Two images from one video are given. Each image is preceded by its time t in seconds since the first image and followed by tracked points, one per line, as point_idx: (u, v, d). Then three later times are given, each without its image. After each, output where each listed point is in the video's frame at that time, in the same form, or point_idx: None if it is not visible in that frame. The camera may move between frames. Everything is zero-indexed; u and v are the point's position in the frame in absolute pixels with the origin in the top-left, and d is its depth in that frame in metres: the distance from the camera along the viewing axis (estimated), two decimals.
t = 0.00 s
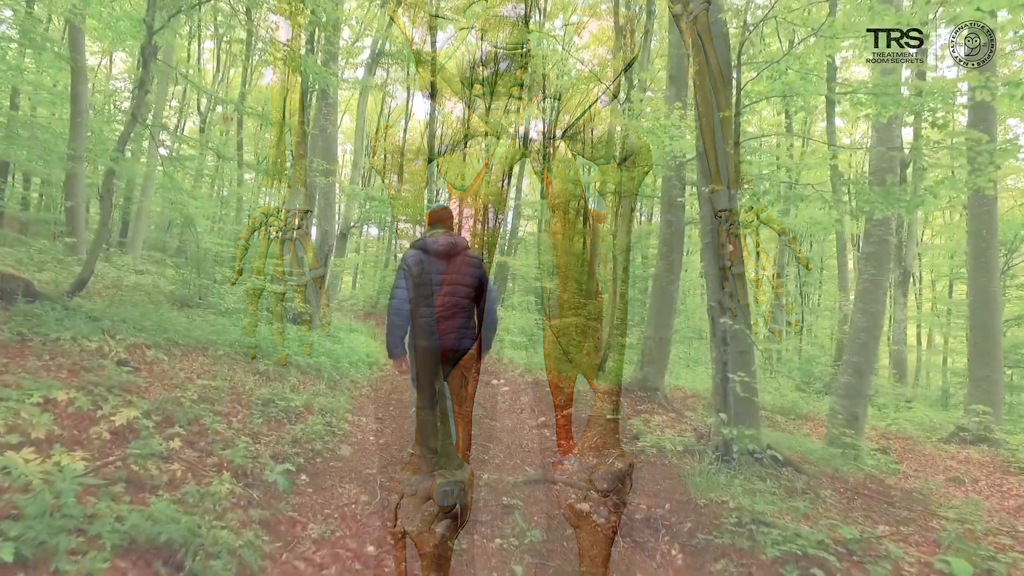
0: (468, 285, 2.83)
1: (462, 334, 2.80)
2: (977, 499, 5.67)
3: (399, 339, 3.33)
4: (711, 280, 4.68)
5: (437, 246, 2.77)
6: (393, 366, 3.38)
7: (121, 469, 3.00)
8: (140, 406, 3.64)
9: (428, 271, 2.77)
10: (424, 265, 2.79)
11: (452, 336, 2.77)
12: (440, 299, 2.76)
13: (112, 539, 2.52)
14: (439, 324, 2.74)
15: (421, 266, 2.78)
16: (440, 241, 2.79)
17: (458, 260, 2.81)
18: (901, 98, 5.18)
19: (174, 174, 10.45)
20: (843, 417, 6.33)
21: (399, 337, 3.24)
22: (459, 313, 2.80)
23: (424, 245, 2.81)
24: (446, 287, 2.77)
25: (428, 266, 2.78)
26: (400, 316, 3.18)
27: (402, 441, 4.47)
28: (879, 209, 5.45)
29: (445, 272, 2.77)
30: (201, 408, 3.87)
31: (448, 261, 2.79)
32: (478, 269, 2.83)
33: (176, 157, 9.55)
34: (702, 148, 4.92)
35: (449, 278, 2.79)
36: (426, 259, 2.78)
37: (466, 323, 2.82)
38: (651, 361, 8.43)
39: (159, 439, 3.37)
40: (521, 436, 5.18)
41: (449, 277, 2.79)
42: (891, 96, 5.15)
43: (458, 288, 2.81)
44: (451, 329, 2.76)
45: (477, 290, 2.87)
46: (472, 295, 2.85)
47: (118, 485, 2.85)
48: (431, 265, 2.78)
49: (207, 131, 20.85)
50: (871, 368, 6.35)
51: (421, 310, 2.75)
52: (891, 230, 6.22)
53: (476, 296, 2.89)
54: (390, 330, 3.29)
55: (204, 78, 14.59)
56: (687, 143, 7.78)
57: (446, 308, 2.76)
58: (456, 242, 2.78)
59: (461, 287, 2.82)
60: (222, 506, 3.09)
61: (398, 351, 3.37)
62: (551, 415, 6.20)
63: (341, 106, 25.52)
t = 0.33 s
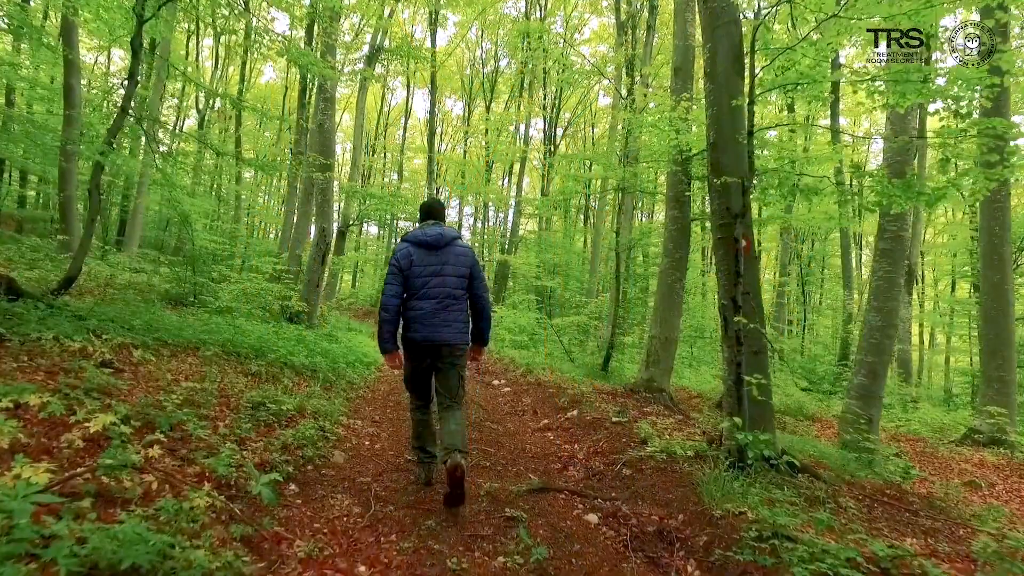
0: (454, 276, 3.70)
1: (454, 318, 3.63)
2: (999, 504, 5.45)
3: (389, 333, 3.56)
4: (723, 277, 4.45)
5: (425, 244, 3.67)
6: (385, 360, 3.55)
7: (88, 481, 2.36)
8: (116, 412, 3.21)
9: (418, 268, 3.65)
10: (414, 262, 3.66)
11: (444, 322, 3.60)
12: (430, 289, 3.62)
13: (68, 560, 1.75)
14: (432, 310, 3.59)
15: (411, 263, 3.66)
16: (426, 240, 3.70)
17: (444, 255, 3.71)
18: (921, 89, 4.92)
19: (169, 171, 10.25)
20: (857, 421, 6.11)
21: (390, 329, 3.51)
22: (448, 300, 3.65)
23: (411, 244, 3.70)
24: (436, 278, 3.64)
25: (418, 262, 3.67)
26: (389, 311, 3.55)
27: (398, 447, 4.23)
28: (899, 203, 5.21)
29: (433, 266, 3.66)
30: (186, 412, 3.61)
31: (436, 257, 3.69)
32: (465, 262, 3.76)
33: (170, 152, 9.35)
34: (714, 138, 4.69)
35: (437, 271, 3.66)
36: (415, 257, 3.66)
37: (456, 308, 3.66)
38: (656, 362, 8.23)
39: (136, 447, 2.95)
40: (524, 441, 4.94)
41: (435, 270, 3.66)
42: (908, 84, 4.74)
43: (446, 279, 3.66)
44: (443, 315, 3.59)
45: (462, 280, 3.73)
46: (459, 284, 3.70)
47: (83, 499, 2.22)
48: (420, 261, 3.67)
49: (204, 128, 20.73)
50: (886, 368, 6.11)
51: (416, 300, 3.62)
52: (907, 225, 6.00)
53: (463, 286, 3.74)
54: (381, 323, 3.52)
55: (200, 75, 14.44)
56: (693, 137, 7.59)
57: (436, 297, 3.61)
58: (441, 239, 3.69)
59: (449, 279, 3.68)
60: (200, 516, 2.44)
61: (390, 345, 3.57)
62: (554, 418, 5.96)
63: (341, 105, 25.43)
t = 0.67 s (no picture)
0: (448, 270, 3.71)
1: (447, 311, 3.62)
2: None
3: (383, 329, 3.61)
4: (739, 279, 4.24)
5: (420, 238, 3.72)
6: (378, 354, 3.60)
7: (55, 505, 2.13)
8: (95, 422, 2.99)
9: (412, 261, 3.69)
10: (409, 256, 3.72)
11: (437, 315, 3.59)
12: (423, 283, 3.65)
13: None
14: (423, 304, 3.60)
15: (405, 257, 3.71)
16: (421, 235, 3.75)
17: (439, 249, 3.74)
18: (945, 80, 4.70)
19: (165, 169, 10.05)
20: (874, 427, 5.89)
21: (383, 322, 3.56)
22: (441, 293, 3.66)
23: (407, 239, 3.76)
24: (429, 272, 3.68)
25: (412, 257, 3.72)
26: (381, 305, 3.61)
27: (396, 458, 4.01)
28: (920, 201, 5.00)
29: (428, 259, 3.70)
30: (171, 421, 3.40)
31: (430, 251, 3.73)
32: (461, 255, 3.76)
33: (166, 149, 9.16)
34: (728, 132, 4.48)
35: (431, 264, 3.69)
36: (409, 251, 3.71)
37: (449, 301, 3.65)
38: (662, 365, 7.99)
39: (113, 462, 2.73)
40: (528, 449, 4.72)
41: (429, 263, 3.70)
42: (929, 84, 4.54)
43: (439, 272, 3.69)
44: (434, 307, 3.60)
45: (457, 273, 3.73)
46: (452, 277, 3.71)
47: (48, 526, 2.01)
48: (414, 256, 3.71)
49: (203, 126, 20.56)
50: (904, 372, 5.86)
51: (409, 294, 3.66)
52: (925, 224, 5.77)
53: (459, 279, 3.73)
54: (374, 317, 3.59)
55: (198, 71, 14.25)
56: (701, 133, 7.38)
57: (429, 290, 3.64)
58: (435, 233, 3.72)
59: (443, 272, 3.70)
60: (181, 543, 2.23)
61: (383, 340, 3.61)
62: (559, 424, 5.74)
63: (341, 103, 25.29)
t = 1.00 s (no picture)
0: (447, 277, 3.53)
1: (445, 320, 3.47)
2: None
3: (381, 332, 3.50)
4: (759, 276, 4.01)
5: (420, 243, 3.54)
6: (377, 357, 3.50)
7: (11, 529, 1.89)
8: (69, 431, 2.75)
9: (411, 267, 3.52)
10: (409, 260, 3.54)
11: (435, 323, 3.45)
12: (421, 290, 3.49)
13: None
14: (421, 311, 3.46)
15: (405, 262, 3.54)
16: (422, 239, 3.56)
17: (440, 254, 3.55)
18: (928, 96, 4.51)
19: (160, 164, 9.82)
20: (896, 429, 5.65)
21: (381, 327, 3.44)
22: (440, 300, 3.50)
23: (408, 242, 3.58)
24: (428, 278, 3.50)
25: (412, 262, 3.54)
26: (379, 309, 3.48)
27: (396, 467, 3.77)
28: (946, 195, 4.75)
29: (427, 265, 3.51)
30: (153, 429, 3.16)
31: (431, 255, 3.54)
32: (461, 261, 3.56)
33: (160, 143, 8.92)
34: (747, 121, 4.24)
35: (429, 271, 3.51)
36: (408, 256, 3.53)
37: (447, 309, 3.49)
38: (672, 365, 7.75)
39: (86, 476, 2.49)
40: (536, 456, 4.48)
41: (428, 270, 3.52)
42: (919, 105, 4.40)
43: (438, 279, 3.51)
44: (433, 315, 3.45)
45: (458, 280, 3.55)
46: (452, 285, 3.53)
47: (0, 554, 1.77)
48: (413, 261, 3.53)
49: (201, 124, 20.30)
50: (926, 374, 5.61)
51: (408, 299, 3.52)
52: (949, 218, 5.52)
53: (459, 285, 3.55)
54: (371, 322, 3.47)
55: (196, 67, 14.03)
56: (712, 127, 7.14)
57: (426, 298, 3.47)
58: (436, 238, 3.53)
59: (443, 277, 3.52)
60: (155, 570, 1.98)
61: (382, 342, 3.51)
62: (567, 428, 5.50)
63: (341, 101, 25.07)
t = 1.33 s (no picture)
0: (453, 280, 3.41)
1: (451, 323, 3.33)
2: None
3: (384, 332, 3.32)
4: (780, 275, 3.79)
5: (426, 244, 3.42)
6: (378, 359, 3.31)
7: None
8: (39, 443, 2.53)
9: (417, 268, 3.38)
10: (414, 262, 3.40)
11: (440, 325, 3.30)
12: (426, 291, 3.35)
13: None
14: (426, 313, 3.31)
15: (410, 264, 3.40)
16: (427, 241, 3.44)
17: (445, 258, 3.44)
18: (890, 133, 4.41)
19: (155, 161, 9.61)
20: (917, 434, 5.43)
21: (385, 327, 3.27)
22: (444, 304, 3.37)
23: (413, 244, 3.45)
24: (433, 281, 3.37)
25: (416, 263, 3.40)
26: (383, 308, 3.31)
27: (397, 478, 3.54)
28: (973, 191, 4.53)
29: (433, 268, 3.39)
30: (135, 439, 2.94)
31: (436, 258, 3.42)
32: (468, 264, 3.47)
33: (155, 140, 8.71)
34: (766, 111, 4.02)
35: (435, 273, 3.39)
36: (414, 257, 3.40)
37: (452, 313, 3.36)
38: (680, 366, 7.52)
39: (56, 492, 2.27)
40: (543, 464, 4.26)
41: (434, 272, 3.39)
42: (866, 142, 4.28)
43: (444, 283, 3.39)
44: (438, 318, 3.31)
45: (462, 284, 3.44)
46: (458, 289, 3.41)
47: None
48: (419, 262, 3.40)
49: (200, 122, 20.12)
50: (947, 377, 5.38)
51: (411, 302, 3.37)
52: (971, 215, 5.28)
53: (463, 290, 3.44)
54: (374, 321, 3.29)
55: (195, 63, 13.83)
56: (722, 121, 6.91)
57: (432, 300, 3.34)
58: (443, 240, 3.42)
59: (448, 281, 3.41)
60: None
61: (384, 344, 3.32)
62: (575, 434, 5.27)
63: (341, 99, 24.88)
